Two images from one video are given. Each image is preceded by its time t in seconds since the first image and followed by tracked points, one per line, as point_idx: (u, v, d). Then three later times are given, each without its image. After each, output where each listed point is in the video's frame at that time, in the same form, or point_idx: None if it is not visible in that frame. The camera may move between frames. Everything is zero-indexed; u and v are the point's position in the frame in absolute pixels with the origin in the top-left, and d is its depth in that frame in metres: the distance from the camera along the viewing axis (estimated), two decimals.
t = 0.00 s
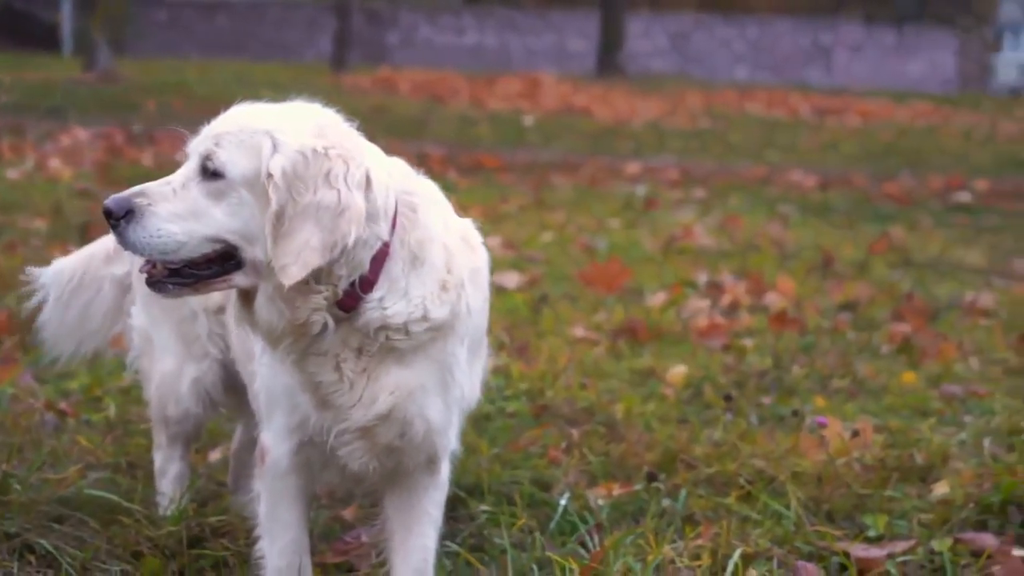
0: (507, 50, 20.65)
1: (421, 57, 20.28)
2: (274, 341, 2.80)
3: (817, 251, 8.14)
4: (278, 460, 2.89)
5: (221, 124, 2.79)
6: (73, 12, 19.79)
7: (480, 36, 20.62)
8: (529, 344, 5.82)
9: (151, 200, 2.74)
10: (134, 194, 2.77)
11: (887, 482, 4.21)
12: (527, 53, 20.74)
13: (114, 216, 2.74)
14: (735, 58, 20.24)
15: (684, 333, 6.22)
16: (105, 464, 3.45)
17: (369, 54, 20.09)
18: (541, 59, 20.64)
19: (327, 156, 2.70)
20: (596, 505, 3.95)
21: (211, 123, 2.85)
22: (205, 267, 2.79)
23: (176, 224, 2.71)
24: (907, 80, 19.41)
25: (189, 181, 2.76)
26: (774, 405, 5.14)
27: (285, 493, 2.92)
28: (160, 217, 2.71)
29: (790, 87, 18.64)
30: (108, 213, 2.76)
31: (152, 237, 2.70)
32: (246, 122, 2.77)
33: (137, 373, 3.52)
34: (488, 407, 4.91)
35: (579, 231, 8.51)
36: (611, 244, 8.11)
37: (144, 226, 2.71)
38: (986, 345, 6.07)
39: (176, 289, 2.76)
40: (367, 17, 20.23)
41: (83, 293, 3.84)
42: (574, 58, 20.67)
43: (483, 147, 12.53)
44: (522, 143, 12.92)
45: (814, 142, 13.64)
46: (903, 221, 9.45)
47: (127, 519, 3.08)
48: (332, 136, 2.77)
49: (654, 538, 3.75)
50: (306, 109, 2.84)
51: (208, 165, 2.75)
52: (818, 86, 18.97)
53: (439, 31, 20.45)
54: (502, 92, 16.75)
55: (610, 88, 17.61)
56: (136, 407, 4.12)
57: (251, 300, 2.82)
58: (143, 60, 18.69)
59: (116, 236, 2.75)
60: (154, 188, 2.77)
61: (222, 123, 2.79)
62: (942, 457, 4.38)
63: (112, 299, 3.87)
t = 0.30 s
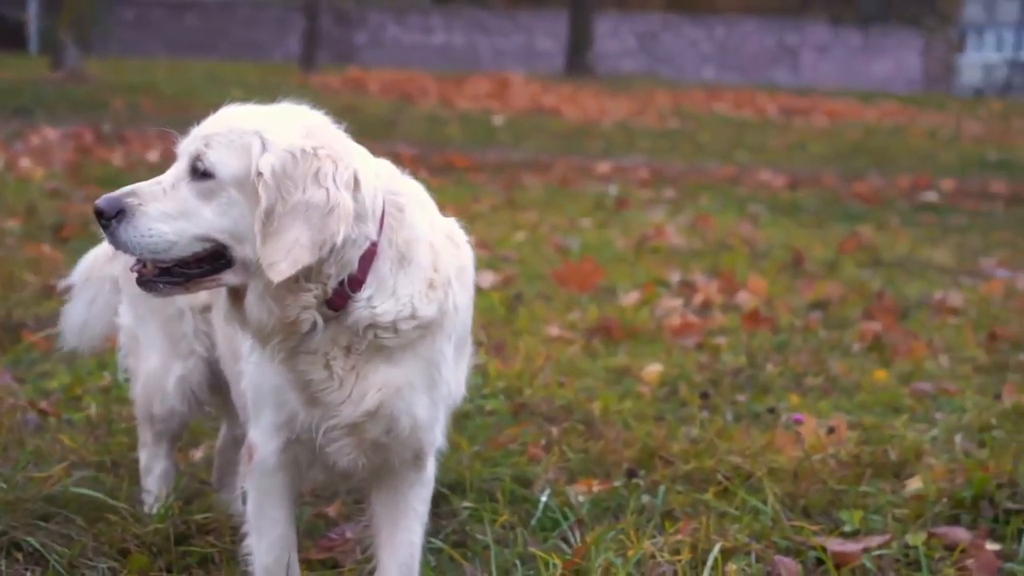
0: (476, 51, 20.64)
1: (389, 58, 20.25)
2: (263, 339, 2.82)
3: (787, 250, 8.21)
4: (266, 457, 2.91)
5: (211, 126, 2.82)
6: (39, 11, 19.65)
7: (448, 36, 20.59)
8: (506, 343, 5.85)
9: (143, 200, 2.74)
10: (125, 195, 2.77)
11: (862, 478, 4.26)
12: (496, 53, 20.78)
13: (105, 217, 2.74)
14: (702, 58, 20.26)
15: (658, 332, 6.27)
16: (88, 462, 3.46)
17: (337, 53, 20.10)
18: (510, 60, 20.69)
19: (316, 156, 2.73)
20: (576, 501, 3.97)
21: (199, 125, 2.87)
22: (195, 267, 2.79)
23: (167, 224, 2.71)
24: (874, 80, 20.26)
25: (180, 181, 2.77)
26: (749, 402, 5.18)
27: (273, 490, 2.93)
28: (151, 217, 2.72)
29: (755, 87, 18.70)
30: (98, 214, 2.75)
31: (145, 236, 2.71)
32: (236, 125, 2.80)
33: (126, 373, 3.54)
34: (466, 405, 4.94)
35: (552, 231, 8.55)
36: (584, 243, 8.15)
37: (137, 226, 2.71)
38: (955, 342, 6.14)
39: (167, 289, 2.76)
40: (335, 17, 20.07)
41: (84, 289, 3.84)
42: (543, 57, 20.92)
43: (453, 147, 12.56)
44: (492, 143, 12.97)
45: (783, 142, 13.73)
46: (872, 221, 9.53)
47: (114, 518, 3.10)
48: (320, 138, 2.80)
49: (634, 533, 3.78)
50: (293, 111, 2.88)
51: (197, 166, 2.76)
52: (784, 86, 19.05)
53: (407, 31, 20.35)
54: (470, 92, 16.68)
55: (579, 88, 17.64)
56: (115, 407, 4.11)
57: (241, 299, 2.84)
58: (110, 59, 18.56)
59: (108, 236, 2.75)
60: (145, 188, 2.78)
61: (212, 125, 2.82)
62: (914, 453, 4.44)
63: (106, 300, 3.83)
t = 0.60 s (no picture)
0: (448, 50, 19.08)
1: (360, 58, 18.73)
2: (256, 340, 2.83)
3: (762, 250, 8.25)
4: (258, 455, 2.92)
5: (205, 129, 2.83)
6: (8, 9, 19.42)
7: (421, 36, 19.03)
8: (486, 342, 5.88)
9: (138, 202, 2.76)
10: (120, 196, 2.79)
11: (841, 475, 4.30)
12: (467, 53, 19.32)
13: (100, 218, 2.76)
14: (674, 58, 19.01)
15: (635, 330, 6.32)
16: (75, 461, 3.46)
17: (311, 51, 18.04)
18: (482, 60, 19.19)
19: (308, 161, 2.74)
20: (560, 499, 3.99)
21: (194, 127, 2.88)
22: (188, 268, 2.81)
23: (161, 227, 2.73)
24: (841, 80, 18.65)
25: (175, 183, 2.78)
26: (728, 401, 5.22)
27: (264, 488, 2.95)
28: (145, 218, 2.74)
29: (727, 88, 17.81)
30: (93, 214, 2.78)
31: (138, 238, 2.73)
32: (230, 128, 2.80)
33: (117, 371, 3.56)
34: (448, 404, 4.96)
35: (528, 231, 8.57)
36: (560, 243, 8.18)
37: (130, 227, 2.74)
38: (929, 341, 6.20)
39: (161, 289, 2.79)
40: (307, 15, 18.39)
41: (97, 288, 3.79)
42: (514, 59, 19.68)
43: (425, 147, 12.55)
44: (465, 143, 12.99)
45: (755, 142, 13.78)
46: (844, 221, 9.59)
47: (104, 516, 3.13)
48: (313, 142, 2.81)
49: (618, 529, 3.81)
50: (288, 115, 2.88)
51: (191, 169, 2.77)
52: (757, 87, 18.05)
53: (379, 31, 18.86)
54: (442, 92, 16.43)
55: (552, 86, 17.49)
56: (100, 406, 4.12)
57: (235, 300, 2.86)
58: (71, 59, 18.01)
59: (101, 237, 2.78)
60: (139, 189, 2.80)
61: (206, 127, 2.83)
62: (892, 450, 4.48)
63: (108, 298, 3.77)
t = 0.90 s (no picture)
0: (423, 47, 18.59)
1: (338, 58, 18.34)
2: (253, 342, 2.85)
3: (741, 250, 8.30)
4: (253, 454, 2.94)
5: (202, 133, 2.84)
6: None
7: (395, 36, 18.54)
8: (471, 342, 5.90)
9: (136, 204, 2.78)
10: (118, 199, 2.81)
11: (825, 472, 4.34)
12: (444, 52, 18.79)
13: (98, 221, 2.77)
14: (649, 58, 18.73)
15: (618, 329, 6.36)
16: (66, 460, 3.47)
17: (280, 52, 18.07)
18: (459, 59, 18.64)
19: (305, 165, 2.75)
20: (548, 496, 4.02)
21: (191, 131, 2.89)
22: (185, 270, 2.83)
23: (161, 230, 2.75)
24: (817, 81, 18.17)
25: (174, 187, 2.80)
26: (712, 399, 5.26)
27: (261, 487, 2.97)
28: (144, 221, 2.75)
29: (700, 87, 17.62)
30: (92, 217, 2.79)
31: (137, 241, 2.74)
32: (227, 132, 2.82)
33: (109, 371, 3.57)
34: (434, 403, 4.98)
35: (509, 231, 8.59)
36: (540, 243, 8.21)
37: (129, 230, 2.75)
38: (908, 340, 6.26)
39: (158, 292, 2.80)
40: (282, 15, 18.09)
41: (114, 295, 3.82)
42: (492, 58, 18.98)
43: (403, 147, 12.55)
44: (443, 143, 13.01)
45: (731, 142, 13.87)
46: (821, 221, 9.65)
47: (99, 514, 3.15)
48: (310, 147, 2.82)
49: (606, 526, 3.83)
50: (284, 120, 2.90)
51: (190, 172, 2.79)
52: (730, 86, 17.75)
53: (355, 30, 18.48)
54: (418, 92, 16.41)
55: (528, 84, 17.43)
56: (89, 406, 4.12)
57: (231, 302, 2.88)
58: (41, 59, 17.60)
59: (100, 240, 2.79)
60: (137, 192, 2.81)
61: (204, 131, 2.84)
62: (874, 447, 4.54)
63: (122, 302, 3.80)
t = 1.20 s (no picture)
0: (402, 48, 18.59)
1: (318, 57, 18.26)
2: (252, 340, 2.87)
3: (723, 250, 8.33)
4: (252, 451, 2.96)
5: (202, 133, 2.86)
6: None
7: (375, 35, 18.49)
8: (458, 342, 5.92)
9: (138, 205, 2.79)
10: (119, 199, 2.82)
11: (811, 469, 4.38)
12: (423, 52, 18.81)
13: (99, 221, 2.79)
14: (630, 57, 18.72)
15: (603, 328, 6.39)
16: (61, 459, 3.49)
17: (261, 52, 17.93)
18: (438, 59, 18.63)
19: (301, 166, 2.77)
20: (539, 493, 4.05)
21: (191, 131, 2.91)
22: (183, 271, 2.85)
23: (161, 230, 2.77)
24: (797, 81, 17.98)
25: (174, 187, 2.82)
26: (698, 397, 5.30)
27: (258, 483, 2.99)
28: (146, 222, 2.77)
29: (681, 87, 17.64)
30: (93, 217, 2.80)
31: (137, 240, 2.76)
32: (226, 133, 2.84)
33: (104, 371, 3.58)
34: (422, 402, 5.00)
35: (492, 231, 8.60)
36: (524, 243, 8.23)
37: (131, 231, 2.77)
38: (890, 339, 6.31)
39: (157, 291, 2.81)
40: (262, 15, 18.05)
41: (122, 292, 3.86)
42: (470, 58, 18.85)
43: (384, 147, 12.52)
44: (424, 143, 13.01)
45: (712, 142, 13.91)
46: (801, 221, 9.69)
47: (95, 512, 3.17)
48: (308, 147, 2.84)
49: (596, 523, 3.86)
50: (281, 121, 2.92)
51: (189, 173, 2.81)
52: (711, 87, 17.80)
53: (336, 29, 18.44)
54: (399, 91, 16.40)
55: (508, 84, 17.42)
56: (81, 405, 4.13)
57: (229, 302, 2.90)
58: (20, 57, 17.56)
59: (101, 240, 2.80)
60: (138, 192, 2.83)
61: (203, 133, 2.86)
62: (859, 445, 4.59)
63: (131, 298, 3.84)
